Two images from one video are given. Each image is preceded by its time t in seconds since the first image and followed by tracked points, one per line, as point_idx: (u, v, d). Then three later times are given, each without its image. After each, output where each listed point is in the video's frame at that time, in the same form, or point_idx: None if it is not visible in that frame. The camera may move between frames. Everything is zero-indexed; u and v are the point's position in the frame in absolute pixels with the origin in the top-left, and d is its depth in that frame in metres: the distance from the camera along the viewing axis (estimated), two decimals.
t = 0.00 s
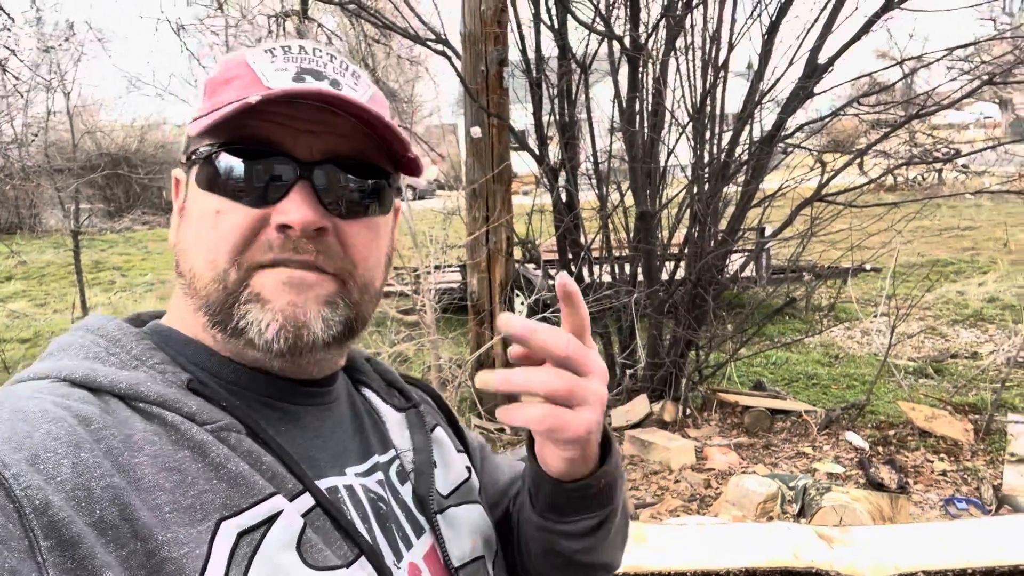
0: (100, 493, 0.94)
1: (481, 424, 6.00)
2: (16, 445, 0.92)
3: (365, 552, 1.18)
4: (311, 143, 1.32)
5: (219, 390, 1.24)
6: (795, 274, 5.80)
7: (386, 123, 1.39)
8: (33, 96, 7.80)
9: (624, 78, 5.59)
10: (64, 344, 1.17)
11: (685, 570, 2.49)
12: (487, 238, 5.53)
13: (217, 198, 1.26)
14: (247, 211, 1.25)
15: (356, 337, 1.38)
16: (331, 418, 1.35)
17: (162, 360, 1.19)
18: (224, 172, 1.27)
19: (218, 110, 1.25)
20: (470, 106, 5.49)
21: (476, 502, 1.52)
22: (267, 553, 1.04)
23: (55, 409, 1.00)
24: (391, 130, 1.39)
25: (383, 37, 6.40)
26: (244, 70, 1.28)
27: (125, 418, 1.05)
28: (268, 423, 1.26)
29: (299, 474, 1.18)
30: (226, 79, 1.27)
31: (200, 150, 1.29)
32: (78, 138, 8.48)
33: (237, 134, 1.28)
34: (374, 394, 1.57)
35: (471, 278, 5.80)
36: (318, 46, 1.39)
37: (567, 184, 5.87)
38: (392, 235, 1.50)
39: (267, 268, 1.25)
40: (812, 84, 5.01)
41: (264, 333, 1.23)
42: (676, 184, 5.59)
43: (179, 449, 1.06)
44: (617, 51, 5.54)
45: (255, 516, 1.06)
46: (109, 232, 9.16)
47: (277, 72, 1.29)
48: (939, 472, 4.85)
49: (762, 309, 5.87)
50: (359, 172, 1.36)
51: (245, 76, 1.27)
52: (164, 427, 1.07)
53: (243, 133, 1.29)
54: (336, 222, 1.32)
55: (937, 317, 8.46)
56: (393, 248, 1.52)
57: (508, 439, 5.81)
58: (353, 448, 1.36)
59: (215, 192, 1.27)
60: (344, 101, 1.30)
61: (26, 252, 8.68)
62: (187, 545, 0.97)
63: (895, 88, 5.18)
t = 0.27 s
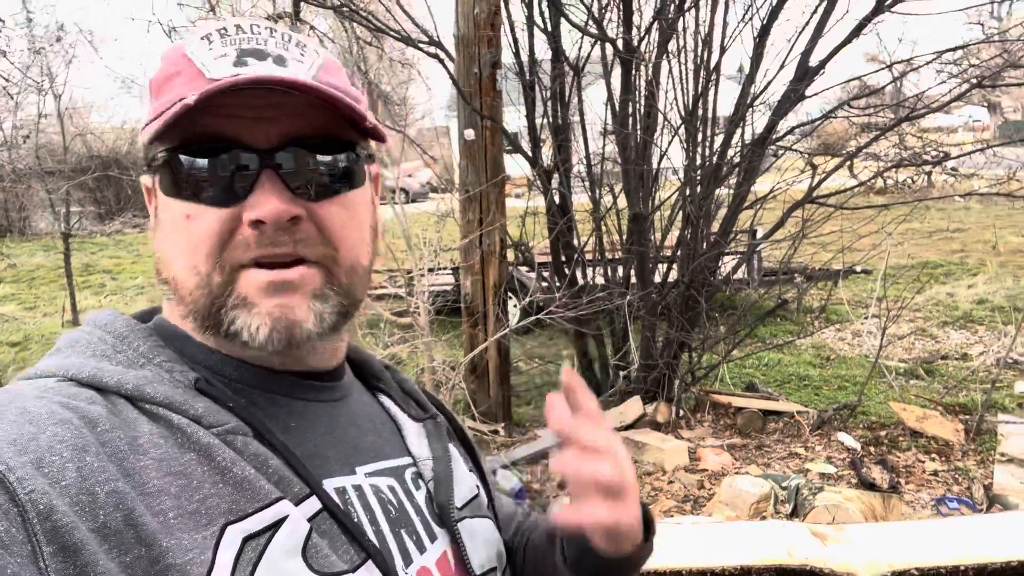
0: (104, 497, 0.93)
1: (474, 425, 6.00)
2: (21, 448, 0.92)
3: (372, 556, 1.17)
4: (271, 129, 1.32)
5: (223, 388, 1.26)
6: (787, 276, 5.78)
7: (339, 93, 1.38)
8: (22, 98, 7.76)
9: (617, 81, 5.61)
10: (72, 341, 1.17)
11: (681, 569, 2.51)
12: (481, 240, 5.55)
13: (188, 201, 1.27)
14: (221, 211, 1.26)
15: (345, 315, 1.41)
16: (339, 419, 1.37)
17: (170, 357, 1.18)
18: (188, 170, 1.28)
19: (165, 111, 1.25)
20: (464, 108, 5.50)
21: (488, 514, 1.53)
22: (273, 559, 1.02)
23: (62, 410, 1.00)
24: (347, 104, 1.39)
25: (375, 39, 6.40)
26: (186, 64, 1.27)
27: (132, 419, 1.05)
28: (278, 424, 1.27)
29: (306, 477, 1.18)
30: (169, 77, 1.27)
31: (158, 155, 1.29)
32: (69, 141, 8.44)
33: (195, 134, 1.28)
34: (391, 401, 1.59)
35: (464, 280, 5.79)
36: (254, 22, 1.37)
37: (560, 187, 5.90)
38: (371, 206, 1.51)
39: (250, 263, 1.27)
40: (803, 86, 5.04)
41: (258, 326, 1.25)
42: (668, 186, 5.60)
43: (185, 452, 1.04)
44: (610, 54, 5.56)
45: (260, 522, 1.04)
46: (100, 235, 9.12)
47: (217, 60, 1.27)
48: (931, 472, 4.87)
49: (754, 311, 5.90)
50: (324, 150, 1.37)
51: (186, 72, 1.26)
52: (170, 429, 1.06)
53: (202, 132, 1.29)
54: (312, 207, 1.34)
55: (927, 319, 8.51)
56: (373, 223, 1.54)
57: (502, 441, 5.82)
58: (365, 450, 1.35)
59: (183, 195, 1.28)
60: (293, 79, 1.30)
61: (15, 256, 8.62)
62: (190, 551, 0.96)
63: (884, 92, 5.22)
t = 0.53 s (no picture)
0: (115, 492, 0.94)
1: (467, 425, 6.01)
2: (34, 441, 0.92)
3: (385, 549, 1.19)
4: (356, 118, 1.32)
5: (243, 378, 1.21)
6: (776, 278, 5.80)
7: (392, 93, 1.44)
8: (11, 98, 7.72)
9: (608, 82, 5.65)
10: (86, 334, 1.16)
11: (677, 563, 2.54)
12: (474, 240, 5.58)
13: (299, 180, 1.18)
14: (340, 190, 1.22)
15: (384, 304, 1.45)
16: (354, 411, 1.35)
17: (184, 351, 1.18)
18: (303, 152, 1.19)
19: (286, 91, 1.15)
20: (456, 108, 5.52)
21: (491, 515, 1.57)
22: (288, 551, 1.04)
23: (74, 403, 0.99)
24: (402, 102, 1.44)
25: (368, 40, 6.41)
26: (277, 48, 1.18)
27: (145, 412, 1.04)
28: (295, 418, 1.24)
29: (321, 470, 1.18)
30: (265, 56, 1.16)
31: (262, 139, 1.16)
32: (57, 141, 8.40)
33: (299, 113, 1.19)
34: (401, 397, 1.59)
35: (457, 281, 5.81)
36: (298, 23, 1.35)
37: (551, 188, 5.94)
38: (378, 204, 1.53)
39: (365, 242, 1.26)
40: (792, 88, 5.10)
41: (384, 296, 1.27)
42: (662, 189, 5.68)
43: (199, 446, 1.05)
44: (601, 56, 5.60)
45: (275, 515, 1.05)
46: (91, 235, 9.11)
47: (316, 51, 1.24)
48: (919, 470, 4.92)
49: (745, 310, 5.94)
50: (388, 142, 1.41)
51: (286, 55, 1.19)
52: (184, 422, 1.06)
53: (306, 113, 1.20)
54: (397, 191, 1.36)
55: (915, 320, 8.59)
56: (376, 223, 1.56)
57: (495, 441, 5.83)
58: (378, 446, 1.37)
59: (294, 173, 1.18)
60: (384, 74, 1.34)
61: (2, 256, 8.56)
62: (204, 545, 0.97)
63: (872, 94, 5.29)
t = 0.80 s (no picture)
0: (124, 497, 0.94)
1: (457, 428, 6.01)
2: (41, 450, 0.92)
3: (377, 551, 1.22)
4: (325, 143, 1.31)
5: (236, 390, 1.24)
6: (764, 280, 5.91)
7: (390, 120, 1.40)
8: None
9: (597, 86, 5.67)
10: (81, 344, 1.16)
11: (663, 566, 2.56)
12: (463, 243, 5.59)
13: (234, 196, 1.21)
14: (269, 212, 1.22)
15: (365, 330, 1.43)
16: (343, 421, 1.39)
17: (179, 362, 1.20)
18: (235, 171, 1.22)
19: (226, 112, 1.21)
20: (445, 111, 5.53)
21: (468, 519, 1.61)
22: (289, 553, 1.07)
23: (78, 411, 1.00)
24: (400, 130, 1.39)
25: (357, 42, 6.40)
26: (247, 70, 1.23)
27: (147, 420, 1.05)
28: (287, 427, 1.28)
29: (313, 476, 1.22)
30: (230, 78, 1.23)
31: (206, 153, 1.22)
32: (43, 142, 8.33)
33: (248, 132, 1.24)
34: (382, 403, 1.61)
35: (447, 284, 5.82)
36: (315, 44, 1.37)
37: (541, 191, 5.97)
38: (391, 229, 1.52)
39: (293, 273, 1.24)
40: (780, 92, 5.14)
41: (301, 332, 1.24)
42: (650, 191, 5.71)
43: (201, 452, 1.06)
44: (590, 59, 5.62)
45: (276, 517, 1.07)
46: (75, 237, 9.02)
47: (285, 74, 1.26)
48: (905, 471, 4.97)
49: (733, 313, 5.97)
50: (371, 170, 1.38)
51: (249, 78, 1.22)
52: (184, 430, 1.07)
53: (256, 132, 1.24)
54: (355, 223, 1.33)
55: (901, 321, 8.66)
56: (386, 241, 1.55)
57: (484, 444, 5.84)
58: (365, 451, 1.40)
59: (224, 191, 1.21)
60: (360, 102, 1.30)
61: None
62: (212, 546, 0.98)
63: (859, 97, 5.33)
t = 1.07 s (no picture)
0: (114, 496, 0.93)
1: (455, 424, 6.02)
2: (31, 448, 0.92)
3: (370, 551, 1.20)
4: (292, 135, 1.32)
5: (228, 389, 1.24)
6: (761, 275, 5.90)
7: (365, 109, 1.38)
8: None
9: (594, 81, 5.66)
10: (73, 342, 1.17)
11: (661, 560, 2.57)
12: (461, 239, 5.58)
13: (197, 194, 1.28)
14: (227, 207, 1.26)
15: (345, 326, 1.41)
16: (336, 420, 1.39)
17: (172, 359, 1.19)
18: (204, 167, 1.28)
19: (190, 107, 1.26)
20: (442, 107, 5.52)
21: (466, 516, 1.60)
22: (279, 552, 1.05)
23: (69, 410, 1.00)
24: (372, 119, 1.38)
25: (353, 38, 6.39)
26: (212, 65, 1.27)
27: (138, 419, 1.05)
28: (278, 424, 1.28)
29: (306, 474, 1.20)
30: (197, 74, 1.27)
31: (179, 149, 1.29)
32: (40, 141, 8.30)
33: (212, 130, 1.29)
34: (379, 401, 1.61)
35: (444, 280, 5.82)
36: (292, 37, 1.38)
37: (538, 186, 5.97)
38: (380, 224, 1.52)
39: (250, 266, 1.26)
40: (777, 86, 5.13)
41: (258, 321, 1.24)
42: (647, 186, 5.70)
43: (192, 451, 1.05)
44: (587, 54, 5.61)
45: (267, 516, 1.06)
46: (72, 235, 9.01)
47: (248, 65, 1.26)
48: (903, 464, 4.98)
49: (731, 307, 5.97)
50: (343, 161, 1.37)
51: (212, 72, 1.25)
52: (175, 428, 1.07)
53: (219, 130, 1.29)
54: (317, 215, 1.33)
55: (899, 315, 8.66)
56: (382, 235, 1.54)
57: (483, 439, 5.85)
58: (359, 449, 1.39)
59: (195, 187, 1.28)
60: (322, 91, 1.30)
61: None
62: (201, 545, 0.97)
63: (857, 91, 5.30)
